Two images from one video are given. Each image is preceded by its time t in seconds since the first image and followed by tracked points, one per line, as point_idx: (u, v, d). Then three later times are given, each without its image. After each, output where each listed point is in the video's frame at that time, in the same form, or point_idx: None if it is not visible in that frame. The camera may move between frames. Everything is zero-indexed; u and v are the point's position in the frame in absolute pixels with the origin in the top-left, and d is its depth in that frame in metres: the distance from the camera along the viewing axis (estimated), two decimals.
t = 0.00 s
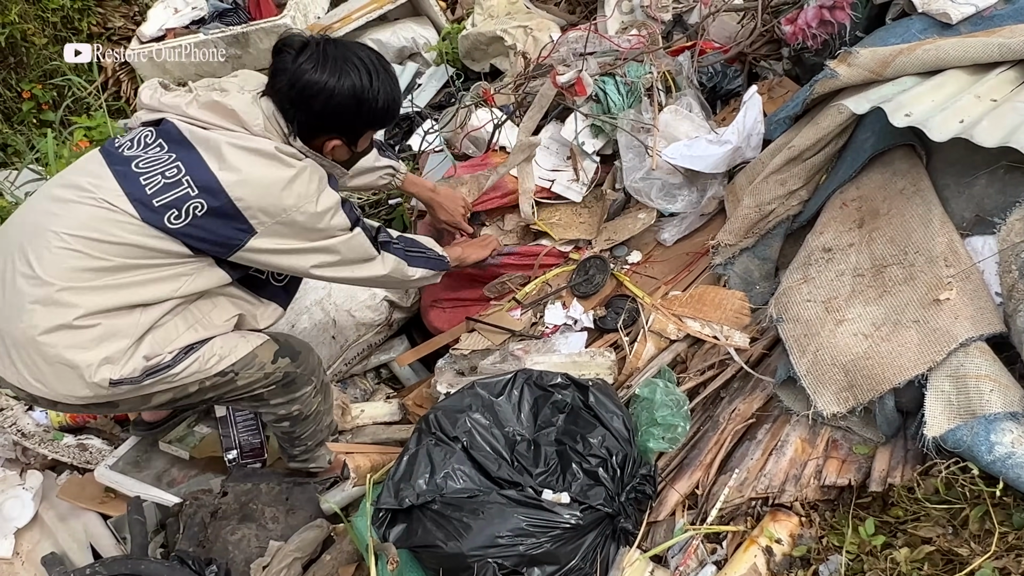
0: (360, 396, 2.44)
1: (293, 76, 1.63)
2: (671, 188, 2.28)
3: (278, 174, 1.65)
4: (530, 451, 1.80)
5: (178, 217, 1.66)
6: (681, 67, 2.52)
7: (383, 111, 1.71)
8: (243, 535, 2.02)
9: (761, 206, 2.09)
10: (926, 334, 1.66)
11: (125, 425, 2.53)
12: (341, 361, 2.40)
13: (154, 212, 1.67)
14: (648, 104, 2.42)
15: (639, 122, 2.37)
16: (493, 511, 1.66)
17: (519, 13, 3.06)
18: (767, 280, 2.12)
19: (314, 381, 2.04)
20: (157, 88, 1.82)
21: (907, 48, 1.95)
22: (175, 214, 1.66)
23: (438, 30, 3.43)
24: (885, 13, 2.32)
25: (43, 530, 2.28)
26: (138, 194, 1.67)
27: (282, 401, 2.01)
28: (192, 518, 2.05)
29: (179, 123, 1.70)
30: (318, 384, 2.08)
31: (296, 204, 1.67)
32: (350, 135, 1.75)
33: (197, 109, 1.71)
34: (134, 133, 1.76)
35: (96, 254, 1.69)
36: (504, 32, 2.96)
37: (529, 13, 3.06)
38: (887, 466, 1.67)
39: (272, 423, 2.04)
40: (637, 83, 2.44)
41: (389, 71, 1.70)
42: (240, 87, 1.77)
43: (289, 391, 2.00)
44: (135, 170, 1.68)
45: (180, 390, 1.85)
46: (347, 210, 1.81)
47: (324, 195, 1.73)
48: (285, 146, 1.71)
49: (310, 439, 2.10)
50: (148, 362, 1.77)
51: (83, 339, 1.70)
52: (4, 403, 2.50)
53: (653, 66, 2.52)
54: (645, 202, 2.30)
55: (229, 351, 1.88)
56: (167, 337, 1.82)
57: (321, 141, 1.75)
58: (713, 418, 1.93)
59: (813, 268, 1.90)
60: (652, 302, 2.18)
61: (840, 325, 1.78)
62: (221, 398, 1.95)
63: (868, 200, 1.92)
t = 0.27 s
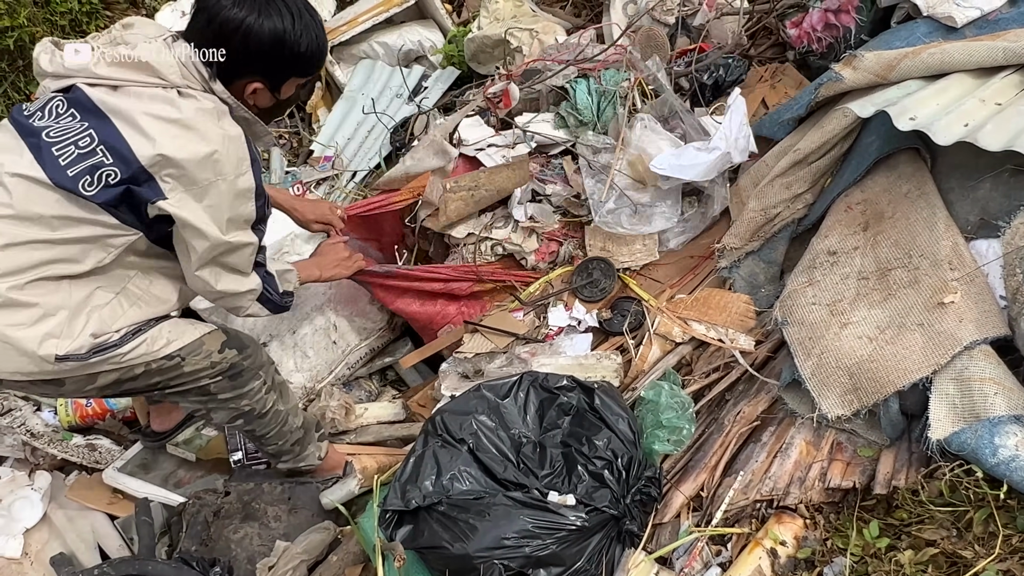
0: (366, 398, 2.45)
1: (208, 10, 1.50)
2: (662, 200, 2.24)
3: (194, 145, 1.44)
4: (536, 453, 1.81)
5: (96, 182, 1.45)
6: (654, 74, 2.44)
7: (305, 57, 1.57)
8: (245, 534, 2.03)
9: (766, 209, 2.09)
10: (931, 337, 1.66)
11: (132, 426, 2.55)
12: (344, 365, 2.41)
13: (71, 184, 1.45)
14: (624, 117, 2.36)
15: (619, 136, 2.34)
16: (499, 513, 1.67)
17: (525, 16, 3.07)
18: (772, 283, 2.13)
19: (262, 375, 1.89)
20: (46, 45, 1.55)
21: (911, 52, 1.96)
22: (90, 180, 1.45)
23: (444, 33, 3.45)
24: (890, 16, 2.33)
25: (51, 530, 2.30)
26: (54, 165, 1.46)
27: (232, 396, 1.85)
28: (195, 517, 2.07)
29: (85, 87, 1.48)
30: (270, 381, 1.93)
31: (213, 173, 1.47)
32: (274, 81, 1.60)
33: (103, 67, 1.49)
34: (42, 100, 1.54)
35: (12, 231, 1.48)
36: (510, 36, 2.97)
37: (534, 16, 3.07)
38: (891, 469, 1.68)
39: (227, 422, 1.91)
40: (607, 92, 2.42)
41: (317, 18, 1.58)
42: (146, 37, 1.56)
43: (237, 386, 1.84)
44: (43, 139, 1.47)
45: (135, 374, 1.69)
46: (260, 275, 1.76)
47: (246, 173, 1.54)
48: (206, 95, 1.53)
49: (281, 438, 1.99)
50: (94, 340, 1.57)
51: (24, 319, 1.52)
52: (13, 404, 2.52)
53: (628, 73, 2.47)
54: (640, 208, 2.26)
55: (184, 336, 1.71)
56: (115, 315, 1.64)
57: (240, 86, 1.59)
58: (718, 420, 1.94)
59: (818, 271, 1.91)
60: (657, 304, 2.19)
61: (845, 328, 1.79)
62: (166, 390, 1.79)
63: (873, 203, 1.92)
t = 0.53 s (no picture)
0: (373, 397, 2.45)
1: (312, 19, 1.53)
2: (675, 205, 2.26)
3: (263, 141, 1.44)
4: (543, 452, 1.82)
5: (155, 156, 1.45)
6: (679, 74, 2.55)
7: (395, 78, 1.63)
8: (252, 533, 2.04)
9: (773, 209, 2.11)
10: (938, 337, 1.66)
11: (138, 425, 2.55)
12: (353, 363, 2.42)
13: (131, 150, 1.45)
14: (648, 121, 2.47)
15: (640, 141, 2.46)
16: (507, 512, 1.68)
17: (530, 16, 3.07)
18: (778, 284, 2.13)
19: (281, 378, 1.90)
20: (155, 18, 1.60)
21: (919, 53, 1.96)
22: (152, 152, 1.44)
23: (449, 33, 3.45)
24: (896, 17, 2.33)
25: (58, 528, 2.30)
26: (121, 131, 1.46)
27: (249, 394, 1.86)
28: (202, 516, 2.08)
29: (174, 59, 1.50)
30: (288, 385, 1.94)
31: (278, 170, 1.47)
32: (358, 93, 1.64)
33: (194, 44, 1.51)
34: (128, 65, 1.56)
35: (70, 188, 1.47)
36: (516, 36, 2.97)
37: (540, 16, 3.07)
38: (899, 468, 1.67)
39: (239, 421, 1.90)
40: (633, 97, 2.52)
41: (410, 41, 1.64)
42: (245, 23, 1.56)
43: (256, 384, 1.85)
44: (118, 103, 1.48)
45: (162, 353, 1.69)
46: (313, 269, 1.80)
47: (312, 175, 1.55)
48: (286, 93, 1.53)
49: (289, 441, 1.99)
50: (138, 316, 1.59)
51: (71, 278, 1.51)
52: (19, 403, 2.52)
53: (651, 73, 2.56)
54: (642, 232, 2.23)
55: (213, 324, 1.72)
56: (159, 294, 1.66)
57: (323, 92, 1.62)
58: (725, 420, 1.94)
59: (825, 271, 1.91)
60: (664, 305, 2.19)
61: (852, 328, 1.79)
62: (186, 375, 1.79)
63: (880, 204, 1.92)
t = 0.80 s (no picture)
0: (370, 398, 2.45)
1: (371, 57, 1.48)
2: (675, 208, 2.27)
3: (297, 172, 1.42)
4: (541, 453, 1.81)
5: (186, 172, 1.42)
6: (677, 74, 2.54)
7: (445, 122, 1.62)
8: (250, 536, 2.03)
9: (771, 210, 2.12)
10: (937, 338, 1.66)
11: (135, 426, 2.54)
12: (350, 364, 2.43)
13: (163, 162, 1.42)
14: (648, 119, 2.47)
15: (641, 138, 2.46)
16: (505, 513, 1.67)
17: (528, 15, 3.06)
18: (776, 284, 2.13)
19: (287, 390, 1.87)
20: (208, 13, 1.53)
21: (917, 52, 1.95)
22: (185, 169, 1.41)
23: (447, 32, 3.43)
24: (894, 16, 2.33)
25: (55, 529, 2.29)
26: (156, 139, 1.43)
27: (255, 403, 1.84)
28: (200, 519, 2.06)
29: (220, 68, 1.45)
30: (295, 395, 1.91)
31: (310, 203, 1.46)
32: (402, 132, 1.61)
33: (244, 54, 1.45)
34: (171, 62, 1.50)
35: (101, 194, 1.44)
36: (514, 35, 2.96)
37: (538, 16, 3.06)
38: (897, 470, 1.67)
39: (241, 428, 1.89)
40: (631, 96, 2.53)
41: (462, 86, 1.62)
42: (299, 38, 1.49)
43: (263, 394, 1.83)
44: (157, 109, 1.44)
45: (172, 358, 1.67)
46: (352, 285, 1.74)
47: (345, 208, 1.52)
48: (330, 123, 1.49)
49: (291, 448, 1.97)
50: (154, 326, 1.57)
51: (91, 282, 1.50)
52: (15, 404, 2.51)
53: (649, 72, 2.56)
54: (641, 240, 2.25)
55: (225, 332, 1.69)
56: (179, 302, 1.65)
57: (367, 129, 1.59)
58: (723, 421, 1.93)
59: (823, 272, 1.90)
60: (662, 305, 2.19)
61: (851, 329, 1.79)
62: (195, 380, 1.77)
63: (878, 204, 1.92)
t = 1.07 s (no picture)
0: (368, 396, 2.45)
1: (396, 63, 1.45)
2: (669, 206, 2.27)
3: (337, 167, 1.42)
4: (539, 450, 1.81)
5: (226, 175, 1.40)
6: (674, 70, 2.55)
7: (468, 120, 1.60)
8: (248, 534, 2.03)
9: (768, 206, 2.12)
10: (933, 333, 1.66)
11: (133, 425, 2.54)
12: (348, 363, 2.42)
13: (203, 164, 1.41)
14: (646, 116, 2.46)
15: (640, 135, 2.46)
16: (502, 510, 1.67)
17: (524, 13, 3.06)
18: (773, 281, 2.13)
19: (301, 386, 1.87)
20: (228, 6, 1.45)
21: (913, 49, 1.96)
22: (224, 172, 1.40)
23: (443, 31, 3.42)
24: (890, 14, 2.33)
25: (52, 528, 2.29)
26: (192, 140, 1.41)
27: (270, 399, 1.83)
28: (197, 518, 2.05)
29: (250, 66, 1.41)
30: (307, 392, 1.92)
31: (350, 196, 1.46)
32: (428, 131, 1.59)
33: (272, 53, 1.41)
34: (197, 56, 1.46)
35: (140, 196, 1.43)
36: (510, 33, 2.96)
37: (535, 14, 3.06)
38: (894, 465, 1.67)
39: (254, 425, 1.88)
40: (627, 94, 2.52)
41: (485, 82, 1.59)
42: (323, 34, 1.43)
43: (279, 391, 1.83)
44: (192, 111, 1.41)
45: (199, 354, 1.66)
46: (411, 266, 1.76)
47: (380, 199, 1.54)
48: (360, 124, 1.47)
49: (298, 447, 1.97)
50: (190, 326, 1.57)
51: (128, 283, 1.49)
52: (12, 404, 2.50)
53: (646, 69, 2.55)
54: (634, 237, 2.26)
55: (251, 330, 1.69)
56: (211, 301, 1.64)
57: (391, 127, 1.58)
58: (720, 418, 1.93)
59: (820, 268, 1.91)
60: (659, 302, 2.18)
61: (847, 325, 1.79)
62: (217, 378, 1.77)
63: (874, 201, 1.92)
